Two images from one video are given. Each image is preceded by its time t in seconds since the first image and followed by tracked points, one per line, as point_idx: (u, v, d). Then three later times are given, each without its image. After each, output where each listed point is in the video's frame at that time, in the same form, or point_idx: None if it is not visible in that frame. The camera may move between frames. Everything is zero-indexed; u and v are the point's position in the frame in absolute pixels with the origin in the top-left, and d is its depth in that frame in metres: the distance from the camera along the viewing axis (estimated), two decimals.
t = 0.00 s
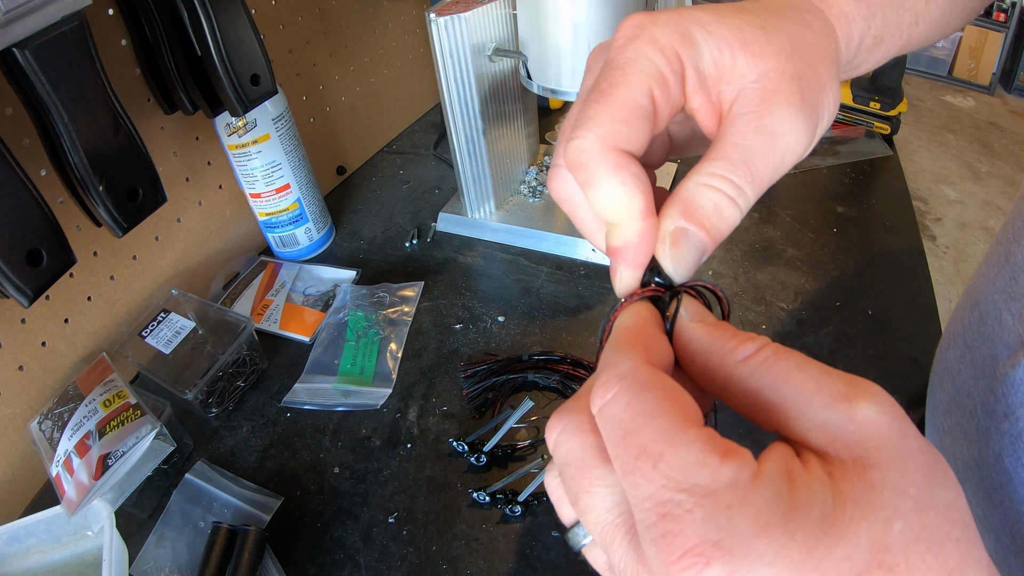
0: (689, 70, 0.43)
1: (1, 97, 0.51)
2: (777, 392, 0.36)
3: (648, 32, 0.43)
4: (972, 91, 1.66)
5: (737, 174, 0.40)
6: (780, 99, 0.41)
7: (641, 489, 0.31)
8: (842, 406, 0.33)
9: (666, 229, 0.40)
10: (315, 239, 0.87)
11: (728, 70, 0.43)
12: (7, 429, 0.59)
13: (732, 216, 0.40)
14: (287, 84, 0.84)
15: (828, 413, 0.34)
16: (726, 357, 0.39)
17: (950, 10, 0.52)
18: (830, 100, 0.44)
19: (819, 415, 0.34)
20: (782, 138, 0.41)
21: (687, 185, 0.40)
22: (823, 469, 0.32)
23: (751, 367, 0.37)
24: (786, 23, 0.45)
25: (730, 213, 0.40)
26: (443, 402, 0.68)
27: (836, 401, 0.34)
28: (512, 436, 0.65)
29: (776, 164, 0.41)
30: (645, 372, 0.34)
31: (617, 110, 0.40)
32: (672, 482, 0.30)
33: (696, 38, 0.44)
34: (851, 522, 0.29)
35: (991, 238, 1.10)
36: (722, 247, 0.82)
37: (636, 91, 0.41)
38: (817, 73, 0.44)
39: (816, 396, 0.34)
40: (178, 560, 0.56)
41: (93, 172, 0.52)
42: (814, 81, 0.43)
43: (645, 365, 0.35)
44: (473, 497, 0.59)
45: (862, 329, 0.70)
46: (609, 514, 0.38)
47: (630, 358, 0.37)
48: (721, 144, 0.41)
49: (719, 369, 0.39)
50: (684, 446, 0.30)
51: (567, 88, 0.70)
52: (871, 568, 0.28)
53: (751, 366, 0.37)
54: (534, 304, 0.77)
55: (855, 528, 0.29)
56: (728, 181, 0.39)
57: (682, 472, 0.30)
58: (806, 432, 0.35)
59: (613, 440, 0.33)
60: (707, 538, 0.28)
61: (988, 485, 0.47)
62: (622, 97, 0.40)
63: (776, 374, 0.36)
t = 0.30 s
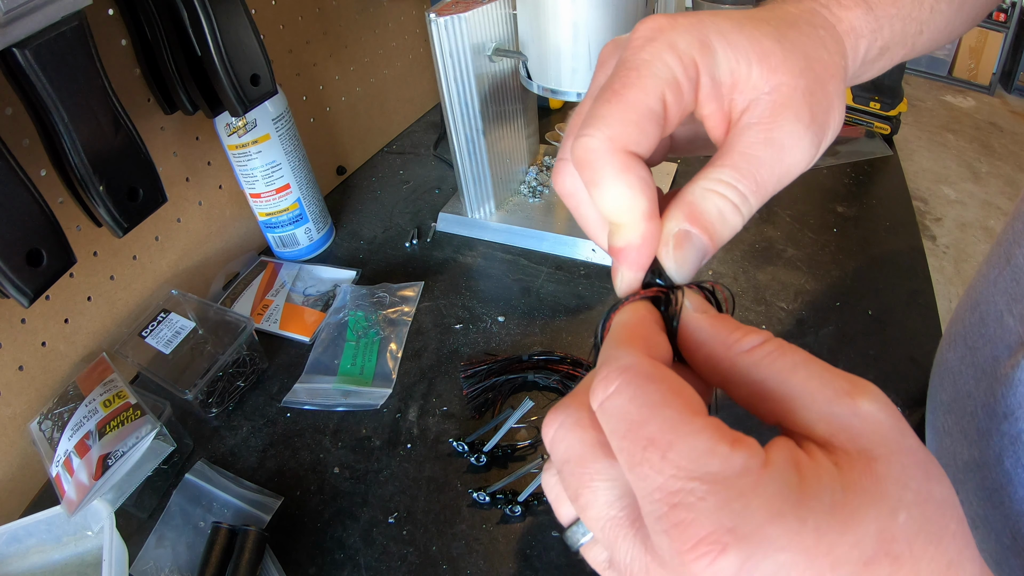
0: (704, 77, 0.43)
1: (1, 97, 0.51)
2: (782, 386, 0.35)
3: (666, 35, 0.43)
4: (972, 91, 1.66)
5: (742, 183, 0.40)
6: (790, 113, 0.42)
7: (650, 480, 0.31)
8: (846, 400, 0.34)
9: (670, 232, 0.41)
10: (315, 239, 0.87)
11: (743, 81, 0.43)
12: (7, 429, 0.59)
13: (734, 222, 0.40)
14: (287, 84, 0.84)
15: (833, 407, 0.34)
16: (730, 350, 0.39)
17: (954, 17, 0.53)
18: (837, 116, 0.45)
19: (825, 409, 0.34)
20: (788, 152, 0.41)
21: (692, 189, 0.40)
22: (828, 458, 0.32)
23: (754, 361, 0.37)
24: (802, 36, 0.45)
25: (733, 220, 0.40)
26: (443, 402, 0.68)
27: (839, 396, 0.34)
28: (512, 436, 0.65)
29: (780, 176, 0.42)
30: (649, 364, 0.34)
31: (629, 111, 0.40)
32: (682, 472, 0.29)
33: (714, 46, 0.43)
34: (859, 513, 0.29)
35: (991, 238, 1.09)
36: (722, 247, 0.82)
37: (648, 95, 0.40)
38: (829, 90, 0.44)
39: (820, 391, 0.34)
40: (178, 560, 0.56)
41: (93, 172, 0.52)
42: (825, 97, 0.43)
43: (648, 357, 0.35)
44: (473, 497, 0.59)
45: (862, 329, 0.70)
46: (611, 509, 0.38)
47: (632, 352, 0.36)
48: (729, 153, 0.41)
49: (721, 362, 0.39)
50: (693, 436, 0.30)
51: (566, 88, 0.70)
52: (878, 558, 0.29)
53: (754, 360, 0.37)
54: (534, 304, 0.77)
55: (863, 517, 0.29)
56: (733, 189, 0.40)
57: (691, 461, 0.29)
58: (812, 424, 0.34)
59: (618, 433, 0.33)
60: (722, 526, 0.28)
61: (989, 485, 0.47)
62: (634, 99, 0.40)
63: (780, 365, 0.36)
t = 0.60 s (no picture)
0: (692, 46, 0.45)
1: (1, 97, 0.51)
2: (813, 369, 0.36)
3: (649, 9, 0.47)
4: (972, 91, 1.66)
5: (742, 153, 0.39)
6: (789, 81, 0.41)
7: (657, 492, 0.30)
8: (879, 399, 0.33)
9: (660, 206, 0.39)
10: (315, 239, 0.87)
11: (736, 49, 0.44)
12: (7, 429, 0.59)
13: (734, 195, 0.39)
14: (287, 84, 0.84)
15: (867, 403, 0.33)
16: (760, 329, 0.39)
17: (966, 19, 0.52)
18: (845, 92, 0.44)
19: (858, 404, 0.34)
20: (790, 121, 0.40)
21: (688, 161, 0.39)
22: (850, 466, 0.32)
23: (785, 342, 0.37)
24: (802, 11, 0.45)
25: (732, 192, 0.39)
26: (443, 402, 0.68)
27: (873, 396, 0.34)
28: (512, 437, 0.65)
29: (783, 147, 0.41)
30: (653, 359, 0.34)
31: (606, 84, 0.43)
32: (693, 482, 0.29)
33: (703, 16, 0.46)
34: (888, 529, 0.29)
35: (991, 238, 1.09)
36: (722, 247, 0.82)
37: (626, 68, 0.44)
38: (832, 64, 0.43)
39: (855, 384, 0.34)
40: (178, 560, 0.56)
41: (93, 172, 0.52)
42: (829, 72, 0.43)
43: (651, 353, 0.34)
44: (473, 497, 0.59)
45: (862, 329, 0.70)
46: (605, 524, 0.38)
47: (634, 344, 0.35)
48: (728, 123, 0.41)
49: (751, 345, 0.39)
50: (706, 443, 0.29)
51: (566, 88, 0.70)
52: None
53: (785, 339, 0.37)
54: (534, 304, 0.77)
55: (891, 534, 0.29)
56: (732, 159, 0.39)
57: (707, 471, 0.29)
58: (842, 420, 0.34)
59: (622, 435, 0.32)
60: (743, 545, 0.27)
61: (987, 488, 0.47)
62: (612, 72, 0.44)
63: (803, 349, 0.36)
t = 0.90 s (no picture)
0: (703, 60, 0.45)
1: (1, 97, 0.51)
2: (812, 353, 0.36)
3: (658, 25, 0.46)
4: (972, 91, 1.66)
5: (756, 172, 0.39)
6: (805, 94, 0.40)
7: (641, 486, 0.30)
8: (876, 387, 0.33)
9: (674, 232, 0.39)
10: (315, 239, 0.87)
11: (747, 62, 0.44)
12: (7, 429, 0.59)
13: (749, 216, 0.39)
14: (286, 84, 0.84)
15: (865, 390, 0.33)
16: (762, 310, 0.39)
17: (971, 18, 0.53)
18: (862, 98, 0.43)
19: (855, 391, 0.33)
20: (806, 134, 0.40)
21: (701, 184, 0.39)
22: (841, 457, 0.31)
23: (787, 325, 0.38)
24: (814, 17, 0.45)
25: (746, 214, 0.38)
26: (443, 402, 0.68)
27: (870, 384, 0.33)
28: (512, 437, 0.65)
29: (800, 162, 0.40)
30: (637, 364, 0.35)
31: (620, 106, 0.42)
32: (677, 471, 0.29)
33: (713, 28, 0.45)
34: (878, 521, 0.28)
35: (991, 238, 1.10)
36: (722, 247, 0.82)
37: (638, 87, 0.43)
38: (847, 69, 0.43)
39: (852, 370, 0.34)
40: (178, 560, 0.56)
41: (93, 172, 0.52)
42: (844, 79, 0.42)
43: (636, 359, 0.35)
44: (473, 497, 0.59)
45: (862, 329, 0.70)
46: (594, 519, 0.37)
47: (617, 351, 0.37)
48: (741, 142, 0.40)
49: (756, 327, 0.39)
50: (687, 436, 0.30)
51: (567, 89, 0.70)
52: (895, 563, 0.27)
53: (787, 322, 0.38)
54: (534, 304, 0.77)
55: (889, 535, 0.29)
56: (746, 180, 0.38)
57: (689, 461, 0.29)
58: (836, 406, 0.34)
59: (603, 435, 0.32)
60: (729, 530, 0.27)
61: (988, 488, 0.47)
62: (624, 92, 0.43)
63: (805, 335, 0.37)
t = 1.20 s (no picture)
0: (719, 55, 0.44)
1: (1, 98, 0.51)
2: (800, 346, 0.36)
3: (679, 12, 0.44)
4: (972, 91, 1.66)
5: (759, 170, 0.39)
6: (812, 99, 0.41)
7: (641, 462, 0.30)
8: (865, 374, 0.33)
9: (677, 221, 0.40)
10: (315, 239, 0.87)
11: (761, 61, 0.42)
12: (7, 429, 0.59)
13: (747, 211, 0.40)
14: (286, 84, 0.84)
15: (853, 380, 0.33)
16: (751, 305, 0.39)
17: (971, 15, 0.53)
18: (861, 105, 0.44)
19: (843, 380, 0.33)
20: (810, 138, 0.40)
21: (706, 177, 0.40)
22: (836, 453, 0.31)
23: (776, 317, 0.38)
24: (826, 19, 0.44)
25: (745, 209, 0.40)
26: (443, 402, 0.68)
27: (858, 373, 0.33)
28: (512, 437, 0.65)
29: (800, 163, 0.41)
30: (638, 343, 0.35)
31: (636, 91, 0.41)
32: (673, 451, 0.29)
33: (730, 25, 0.43)
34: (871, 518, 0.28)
35: (992, 238, 1.09)
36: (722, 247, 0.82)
37: (656, 74, 0.41)
38: (853, 74, 0.43)
39: (840, 361, 0.34)
40: (178, 560, 0.56)
41: (93, 172, 0.52)
42: (849, 85, 0.42)
43: (637, 339, 0.35)
44: (473, 497, 0.59)
45: (862, 329, 0.70)
46: (596, 496, 0.37)
47: (622, 332, 0.37)
48: (747, 138, 0.40)
49: (744, 322, 0.39)
50: (686, 415, 0.29)
51: (567, 88, 0.70)
52: (891, 543, 0.27)
53: (775, 315, 0.38)
54: (534, 304, 0.77)
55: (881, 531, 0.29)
56: (749, 177, 0.39)
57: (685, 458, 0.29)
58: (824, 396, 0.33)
59: (604, 411, 0.32)
60: (721, 507, 0.27)
61: (989, 486, 0.47)
62: (641, 79, 0.41)
63: (793, 328, 0.36)
